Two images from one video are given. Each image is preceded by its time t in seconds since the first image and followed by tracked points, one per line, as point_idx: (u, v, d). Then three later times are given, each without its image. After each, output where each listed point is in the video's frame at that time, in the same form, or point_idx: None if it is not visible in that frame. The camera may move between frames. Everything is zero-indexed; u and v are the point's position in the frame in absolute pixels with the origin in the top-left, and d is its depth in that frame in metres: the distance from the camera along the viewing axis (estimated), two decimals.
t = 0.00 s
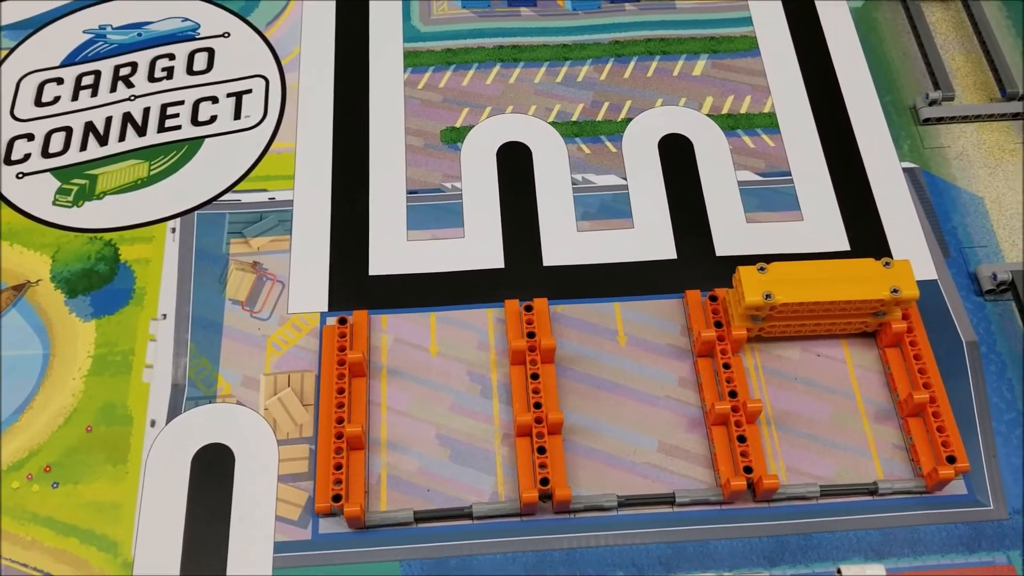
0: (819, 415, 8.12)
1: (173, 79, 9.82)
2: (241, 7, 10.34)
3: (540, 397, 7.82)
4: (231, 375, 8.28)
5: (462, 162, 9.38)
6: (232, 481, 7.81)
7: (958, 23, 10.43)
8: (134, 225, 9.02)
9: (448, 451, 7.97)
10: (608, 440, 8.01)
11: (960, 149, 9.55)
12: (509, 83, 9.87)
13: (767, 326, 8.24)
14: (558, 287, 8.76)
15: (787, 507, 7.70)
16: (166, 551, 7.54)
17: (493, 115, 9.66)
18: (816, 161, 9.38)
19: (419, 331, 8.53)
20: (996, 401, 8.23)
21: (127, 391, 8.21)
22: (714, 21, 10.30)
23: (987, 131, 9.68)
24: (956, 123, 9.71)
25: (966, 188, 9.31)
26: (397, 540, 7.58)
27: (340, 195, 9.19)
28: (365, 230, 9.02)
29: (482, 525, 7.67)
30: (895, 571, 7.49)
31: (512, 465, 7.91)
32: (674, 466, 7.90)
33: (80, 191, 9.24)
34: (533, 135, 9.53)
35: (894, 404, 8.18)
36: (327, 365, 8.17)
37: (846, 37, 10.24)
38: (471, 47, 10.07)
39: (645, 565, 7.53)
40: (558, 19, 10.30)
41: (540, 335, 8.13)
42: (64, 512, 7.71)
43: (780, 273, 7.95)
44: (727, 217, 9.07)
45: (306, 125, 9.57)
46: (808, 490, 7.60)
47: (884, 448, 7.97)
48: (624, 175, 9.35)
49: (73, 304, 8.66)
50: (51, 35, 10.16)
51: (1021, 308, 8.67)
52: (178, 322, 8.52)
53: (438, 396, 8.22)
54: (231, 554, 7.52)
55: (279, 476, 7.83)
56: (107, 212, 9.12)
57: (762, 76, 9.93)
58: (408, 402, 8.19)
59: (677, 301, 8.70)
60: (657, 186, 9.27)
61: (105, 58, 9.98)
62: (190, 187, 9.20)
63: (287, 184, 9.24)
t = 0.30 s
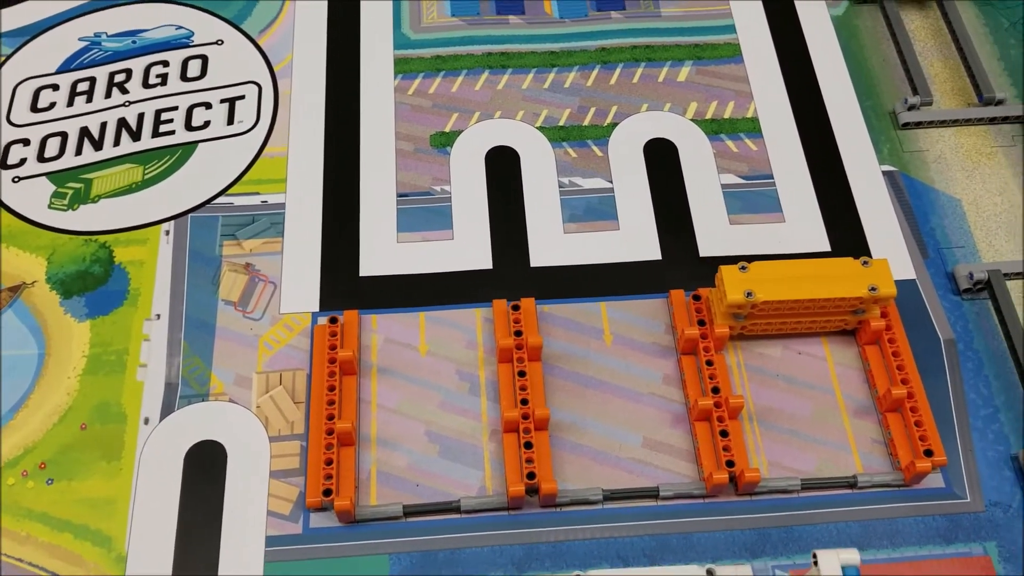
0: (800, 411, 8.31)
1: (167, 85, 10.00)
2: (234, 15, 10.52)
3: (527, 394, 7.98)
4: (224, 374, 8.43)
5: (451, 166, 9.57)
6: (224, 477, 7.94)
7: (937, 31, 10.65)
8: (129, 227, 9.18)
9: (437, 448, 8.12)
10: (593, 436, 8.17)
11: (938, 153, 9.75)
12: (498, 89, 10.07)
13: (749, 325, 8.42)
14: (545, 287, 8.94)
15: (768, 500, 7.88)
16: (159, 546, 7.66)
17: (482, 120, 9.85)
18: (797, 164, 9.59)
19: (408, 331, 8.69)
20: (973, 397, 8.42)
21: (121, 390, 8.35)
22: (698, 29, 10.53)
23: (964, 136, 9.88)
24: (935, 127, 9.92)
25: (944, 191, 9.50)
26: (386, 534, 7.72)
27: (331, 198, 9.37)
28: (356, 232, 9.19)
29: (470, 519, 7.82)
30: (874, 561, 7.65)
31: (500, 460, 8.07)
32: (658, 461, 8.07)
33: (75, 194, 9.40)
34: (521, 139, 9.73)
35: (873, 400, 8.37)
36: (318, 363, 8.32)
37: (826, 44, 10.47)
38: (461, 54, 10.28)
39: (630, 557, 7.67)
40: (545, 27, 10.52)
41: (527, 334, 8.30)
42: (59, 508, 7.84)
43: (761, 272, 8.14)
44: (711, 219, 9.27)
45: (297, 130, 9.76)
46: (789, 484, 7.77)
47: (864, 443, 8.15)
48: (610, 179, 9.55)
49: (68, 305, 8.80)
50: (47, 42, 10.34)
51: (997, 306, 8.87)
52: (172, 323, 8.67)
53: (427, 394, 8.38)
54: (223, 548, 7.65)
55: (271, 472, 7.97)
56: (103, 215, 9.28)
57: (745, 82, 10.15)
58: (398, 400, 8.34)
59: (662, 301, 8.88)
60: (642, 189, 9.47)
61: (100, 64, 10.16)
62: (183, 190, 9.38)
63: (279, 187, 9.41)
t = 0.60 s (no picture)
0: (771, 412, 8.46)
1: (148, 97, 10.14)
2: (215, 27, 10.68)
3: (503, 397, 8.12)
4: (204, 380, 8.53)
5: (429, 174, 9.73)
6: (203, 482, 8.03)
7: (905, 39, 10.85)
8: (110, 237, 9.30)
9: (414, 451, 8.24)
10: (568, 438, 8.31)
11: (906, 159, 9.93)
12: (475, 99, 10.24)
13: (721, 328, 8.59)
14: (521, 292, 9.09)
15: (740, 500, 8.01)
16: (138, 550, 7.75)
17: (459, 129, 10.02)
18: (769, 171, 9.78)
19: (386, 336, 8.82)
20: (940, 397, 8.57)
21: (102, 397, 8.44)
22: (671, 39, 10.74)
23: (932, 141, 10.07)
24: (902, 134, 10.11)
25: (912, 196, 9.68)
26: (363, 537, 7.82)
27: (310, 207, 9.50)
28: (335, 239, 9.32)
29: (447, 521, 7.92)
30: (843, 559, 7.78)
31: (476, 463, 8.19)
32: (632, 462, 8.20)
33: (57, 204, 9.51)
34: (497, 148, 9.90)
35: (843, 401, 8.53)
36: (297, 369, 8.44)
37: (797, 53, 10.70)
38: (438, 65, 10.46)
39: (604, 557, 7.79)
40: (522, 38, 10.72)
41: (503, 338, 8.44)
42: (39, 514, 7.92)
43: (731, 275, 8.32)
44: (684, 225, 9.45)
45: (277, 140, 9.90)
46: (760, 483, 7.92)
47: (833, 443, 8.30)
48: (585, 186, 9.72)
49: (50, 313, 8.90)
50: (30, 55, 10.48)
51: (964, 308, 9.04)
52: (152, 330, 8.77)
53: (404, 398, 8.50)
54: (202, 552, 7.73)
55: (250, 476, 8.06)
56: (84, 225, 9.39)
57: (717, 91, 10.35)
58: (376, 405, 8.46)
59: (636, 305, 9.04)
60: (616, 195, 9.64)
61: (82, 76, 10.30)
62: (164, 200, 9.50)
63: (259, 196, 9.54)
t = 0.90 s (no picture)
0: (772, 406, 8.50)
1: (153, 99, 10.26)
2: (219, 30, 10.79)
3: (505, 392, 8.17)
4: (208, 377, 8.60)
5: (431, 173, 9.81)
6: (208, 479, 8.09)
7: (904, 38, 10.91)
8: (115, 237, 9.39)
9: (417, 446, 8.29)
10: (570, 433, 8.35)
11: (906, 156, 9.98)
12: (476, 99, 10.33)
13: (721, 323, 8.64)
14: (523, 289, 9.15)
15: (741, 493, 8.04)
16: (143, 546, 7.81)
17: (461, 129, 10.11)
18: (768, 168, 9.84)
19: (389, 333, 8.89)
20: (941, 391, 8.59)
21: (108, 394, 8.52)
22: (671, 39, 10.81)
23: (931, 138, 10.11)
24: (902, 131, 10.16)
25: (912, 192, 9.72)
26: (367, 531, 7.86)
27: (314, 206, 9.59)
28: (338, 238, 9.41)
29: (450, 515, 7.96)
30: (846, 552, 7.79)
31: (479, 458, 8.24)
32: (634, 457, 8.24)
33: (63, 205, 9.62)
34: (499, 147, 9.97)
35: (844, 395, 8.56)
36: (300, 366, 8.51)
37: (796, 52, 10.76)
38: (441, 66, 10.56)
39: (606, 550, 7.81)
40: (523, 38, 10.81)
41: (505, 334, 8.50)
42: (45, 510, 7.99)
43: (731, 271, 8.37)
44: (685, 222, 9.50)
45: (281, 141, 10.00)
46: (761, 476, 7.96)
47: (834, 437, 8.33)
48: (586, 184, 9.79)
49: (56, 313, 8.99)
50: (36, 59, 10.61)
51: (964, 303, 9.06)
52: (157, 328, 8.86)
53: (407, 394, 8.56)
54: (207, 548, 7.79)
55: (254, 472, 8.12)
56: (90, 225, 9.49)
57: (717, 90, 10.42)
58: (379, 401, 8.52)
59: (637, 302, 9.09)
60: (617, 193, 9.71)
61: (88, 79, 10.42)
62: (169, 200, 9.60)
63: (264, 196, 9.64)
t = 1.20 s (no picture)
0: (770, 405, 8.47)
1: (151, 99, 10.25)
2: (217, 30, 10.79)
3: (502, 391, 8.14)
4: (205, 377, 8.58)
5: (428, 173, 9.80)
6: (204, 478, 8.07)
7: (902, 36, 10.90)
8: (112, 236, 9.38)
9: (414, 446, 8.27)
10: (568, 432, 8.33)
11: (903, 154, 9.96)
12: (474, 98, 10.32)
13: (719, 321, 8.62)
14: (520, 288, 9.13)
15: (739, 492, 8.01)
16: (140, 545, 7.78)
17: (458, 128, 10.10)
18: (766, 166, 9.83)
19: (387, 333, 8.87)
20: (940, 389, 8.56)
21: (104, 394, 8.50)
22: (669, 38, 10.80)
23: (929, 137, 10.10)
24: (900, 129, 10.14)
25: (910, 190, 9.70)
26: (364, 531, 7.84)
27: (311, 205, 9.58)
28: (335, 238, 9.39)
29: (447, 515, 7.94)
30: (844, 551, 7.75)
31: (476, 457, 8.21)
32: (631, 455, 8.21)
33: (60, 205, 9.61)
34: (496, 146, 9.96)
35: (842, 393, 8.54)
36: (297, 365, 8.49)
37: (793, 50, 10.75)
38: (438, 65, 10.55)
39: (604, 550, 7.78)
40: (520, 37, 10.80)
41: (502, 333, 8.48)
42: (42, 510, 7.97)
43: (729, 269, 8.34)
44: (683, 221, 9.49)
45: (278, 141, 9.99)
46: (759, 475, 7.94)
47: (833, 435, 8.31)
48: (584, 183, 9.77)
49: (53, 312, 8.97)
50: (33, 59, 10.60)
51: (962, 301, 9.03)
52: (154, 328, 8.84)
53: (404, 393, 8.54)
54: (203, 548, 7.76)
55: (251, 472, 8.10)
56: (87, 225, 9.48)
57: (715, 89, 10.41)
58: (376, 400, 8.50)
59: (635, 300, 9.08)
60: (615, 192, 9.69)
61: (86, 79, 10.41)
62: (166, 200, 9.58)
63: (261, 196, 9.63)
